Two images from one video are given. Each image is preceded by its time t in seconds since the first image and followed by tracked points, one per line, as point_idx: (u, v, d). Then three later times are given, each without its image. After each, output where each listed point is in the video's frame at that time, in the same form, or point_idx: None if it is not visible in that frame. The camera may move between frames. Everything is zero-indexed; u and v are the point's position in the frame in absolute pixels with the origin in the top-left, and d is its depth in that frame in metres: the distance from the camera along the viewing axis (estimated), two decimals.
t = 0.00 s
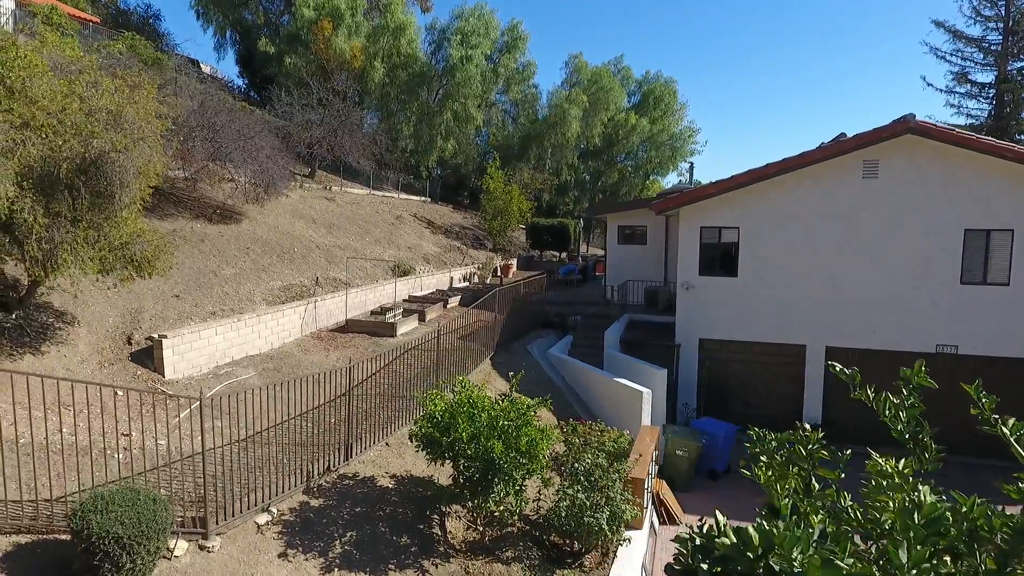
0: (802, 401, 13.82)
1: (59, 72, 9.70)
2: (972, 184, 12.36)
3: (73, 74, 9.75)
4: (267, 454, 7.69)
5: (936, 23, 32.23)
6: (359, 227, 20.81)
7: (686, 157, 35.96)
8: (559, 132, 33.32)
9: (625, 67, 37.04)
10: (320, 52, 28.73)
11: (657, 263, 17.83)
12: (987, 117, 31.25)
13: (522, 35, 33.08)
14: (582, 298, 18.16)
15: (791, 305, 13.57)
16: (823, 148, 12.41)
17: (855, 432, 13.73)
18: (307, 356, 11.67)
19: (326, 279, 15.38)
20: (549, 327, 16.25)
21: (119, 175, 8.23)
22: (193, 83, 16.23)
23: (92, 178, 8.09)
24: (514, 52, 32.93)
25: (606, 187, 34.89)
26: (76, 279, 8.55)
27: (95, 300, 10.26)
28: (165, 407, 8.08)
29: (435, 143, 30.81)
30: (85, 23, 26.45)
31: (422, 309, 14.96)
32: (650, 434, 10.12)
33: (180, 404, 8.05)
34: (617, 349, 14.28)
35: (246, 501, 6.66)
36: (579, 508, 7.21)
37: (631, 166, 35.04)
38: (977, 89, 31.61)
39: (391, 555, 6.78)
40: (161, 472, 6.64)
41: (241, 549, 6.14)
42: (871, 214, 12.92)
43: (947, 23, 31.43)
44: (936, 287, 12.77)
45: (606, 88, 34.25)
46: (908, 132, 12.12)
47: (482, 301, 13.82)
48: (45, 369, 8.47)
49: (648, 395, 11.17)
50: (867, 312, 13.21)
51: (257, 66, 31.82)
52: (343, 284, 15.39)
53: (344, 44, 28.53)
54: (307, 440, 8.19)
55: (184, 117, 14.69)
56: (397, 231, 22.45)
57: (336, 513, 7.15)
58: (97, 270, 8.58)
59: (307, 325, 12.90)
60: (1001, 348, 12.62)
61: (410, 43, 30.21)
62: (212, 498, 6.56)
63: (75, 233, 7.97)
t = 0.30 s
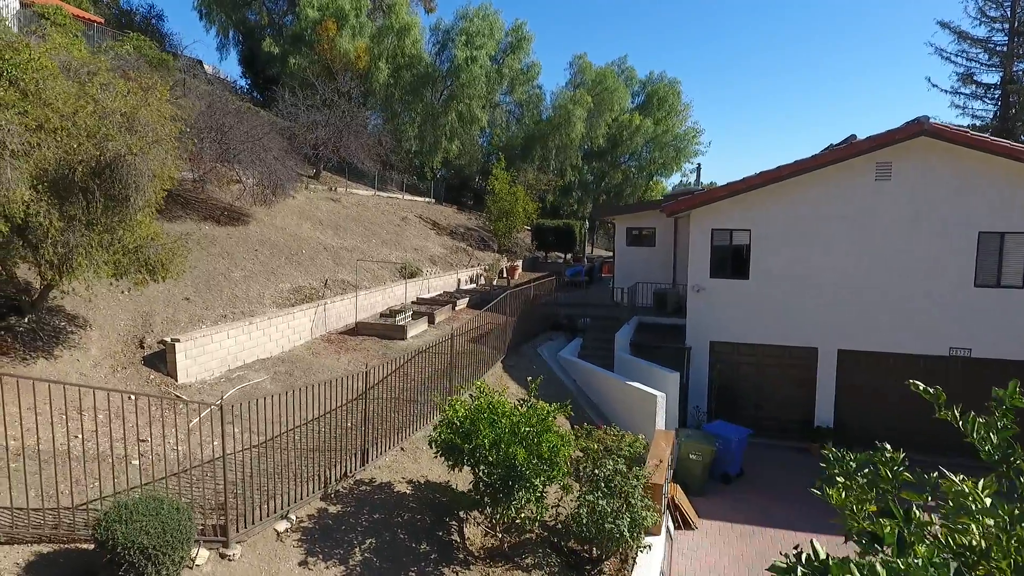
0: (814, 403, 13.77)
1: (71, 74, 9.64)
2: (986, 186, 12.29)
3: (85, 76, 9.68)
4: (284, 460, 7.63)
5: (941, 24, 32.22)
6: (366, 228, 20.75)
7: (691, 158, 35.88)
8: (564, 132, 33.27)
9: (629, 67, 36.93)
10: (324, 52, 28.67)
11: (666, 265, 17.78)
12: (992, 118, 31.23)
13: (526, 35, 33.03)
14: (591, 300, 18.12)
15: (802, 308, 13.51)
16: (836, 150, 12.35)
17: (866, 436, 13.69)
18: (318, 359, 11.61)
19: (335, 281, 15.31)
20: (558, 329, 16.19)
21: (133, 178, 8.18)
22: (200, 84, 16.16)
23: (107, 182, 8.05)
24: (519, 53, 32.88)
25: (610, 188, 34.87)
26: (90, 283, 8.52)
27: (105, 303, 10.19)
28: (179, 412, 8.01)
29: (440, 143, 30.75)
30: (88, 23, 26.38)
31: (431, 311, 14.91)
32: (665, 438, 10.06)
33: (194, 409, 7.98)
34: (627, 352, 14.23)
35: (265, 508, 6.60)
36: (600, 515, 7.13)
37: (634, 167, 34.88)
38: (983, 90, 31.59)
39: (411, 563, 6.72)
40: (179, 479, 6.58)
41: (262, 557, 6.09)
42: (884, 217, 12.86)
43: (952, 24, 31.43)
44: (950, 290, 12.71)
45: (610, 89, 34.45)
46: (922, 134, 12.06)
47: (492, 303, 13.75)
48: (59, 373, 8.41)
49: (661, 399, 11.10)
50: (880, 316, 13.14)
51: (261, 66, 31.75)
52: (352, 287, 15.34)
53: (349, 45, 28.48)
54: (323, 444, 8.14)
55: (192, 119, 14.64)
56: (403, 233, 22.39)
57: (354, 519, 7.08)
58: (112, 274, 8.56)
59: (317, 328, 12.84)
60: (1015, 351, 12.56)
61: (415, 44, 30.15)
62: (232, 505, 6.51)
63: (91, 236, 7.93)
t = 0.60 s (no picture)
0: (825, 406, 13.72)
1: (83, 75, 9.57)
2: (1000, 189, 12.24)
3: (96, 77, 9.60)
4: (302, 464, 7.58)
5: (946, 25, 32.19)
6: (372, 229, 20.69)
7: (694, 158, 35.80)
8: (568, 133, 33.22)
9: (633, 68, 36.91)
10: (329, 53, 28.59)
11: (675, 267, 17.74)
12: (998, 120, 31.17)
13: (531, 36, 32.98)
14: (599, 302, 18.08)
15: (814, 311, 13.45)
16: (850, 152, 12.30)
17: (878, 439, 13.65)
18: (330, 362, 11.55)
19: (343, 283, 15.25)
20: (567, 331, 16.16)
21: (150, 181, 8.14)
22: (207, 85, 16.09)
23: (123, 185, 8.00)
24: (523, 53, 32.83)
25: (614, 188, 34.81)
26: (105, 286, 8.48)
27: (116, 306, 10.12)
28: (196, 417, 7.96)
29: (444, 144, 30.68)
30: (93, 23, 26.30)
31: (440, 314, 14.85)
32: (681, 442, 10.01)
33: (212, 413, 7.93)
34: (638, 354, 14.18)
35: (286, 514, 6.56)
36: (622, 520, 7.08)
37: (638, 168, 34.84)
38: (988, 91, 31.54)
39: (432, 570, 6.66)
40: (199, 485, 6.54)
41: (284, 564, 6.04)
42: (897, 219, 12.81)
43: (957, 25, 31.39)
44: (963, 292, 12.66)
45: (615, 90, 34.44)
46: (936, 136, 12.00)
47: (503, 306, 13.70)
48: (73, 377, 8.36)
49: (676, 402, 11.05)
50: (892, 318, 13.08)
51: (264, 66, 31.65)
52: (361, 289, 15.28)
53: (353, 45, 28.44)
54: (339, 449, 8.08)
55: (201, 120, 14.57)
56: (409, 234, 22.32)
57: (374, 525, 7.02)
58: (127, 277, 8.52)
59: (327, 330, 12.78)
60: None
61: (419, 44, 30.11)
62: (253, 511, 6.46)
63: (107, 239, 7.89)
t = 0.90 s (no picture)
0: (836, 409, 13.68)
1: (96, 79, 9.56)
2: (1013, 190, 12.19)
3: (109, 80, 9.59)
4: (319, 470, 7.55)
5: (950, 26, 32.16)
6: (378, 231, 20.65)
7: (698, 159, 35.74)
8: (572, 134, 33.18)
9: (636, 69, 36.87)
10: (333, 54, 28.57)
11: (682, 269, 17.72)
12: (1003, 120, 31.12)
13: (534, 37, 32.97)
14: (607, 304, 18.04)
15: (825, 313, 13.41)
16: (862, 154, 12.25)
17: (888, 442, 13.62)
18: (341, 365, 11.50)
19: (352, 285, 15.21)
20: (576, 334, 16.14)
21: (165, 184, 8.13)
22: (215, 86, 16.06)
23: (139, 188, 8.00)
24: (526, 54, 32.81)
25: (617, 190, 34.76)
26: (121, 291, 8.47)
27: (128, 309, 10.08)
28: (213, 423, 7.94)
29: (449, 145, 30.67)
30: (98, 25, 26.29)
31: (449, 316, 14.82)
32: (695, 445, 9.97)
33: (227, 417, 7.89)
34: (648, 356, 14.13)
35: (305, 520, 6.52)
36: (642, 526, 7.04)
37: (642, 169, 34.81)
38: (992, 92, 31.50)
39: None
40: (219, 491, 6.50)
41: (304, 571, 6.00)
42: (909, 221, 12.77)
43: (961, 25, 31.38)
44: (975, 295, 12.62)
45: (619, 91, 34.39)
46: (948, 138, 11.96)
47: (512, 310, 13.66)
48: (88, 381, 8.32)
49: (689, 406, 10.99)
50: (904, 321, 13.04)
51: (268, 67, 31.62)
52: (369, 291, 15.25)
53: (357, 46, 28.43)
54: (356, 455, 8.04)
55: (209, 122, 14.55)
56: (415, 235, 22.29)
57: (392, 531, 6.98)
58: (142, 281, 8.50)
59: (337, 333, 12.74)
60: None
61: (423, 45, 30.09)
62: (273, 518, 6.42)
63: (123, 243, 7.87)
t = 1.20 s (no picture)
0: (844, 411, 13.66)
1: (106, 82, 9.55)
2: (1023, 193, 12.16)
3: (119, 83, 9.58)
4: (332, 476, 7.51)
5: (953, 27, 32.19)
6: (382, 232, 20.63)
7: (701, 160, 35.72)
8: (575, 134, 33.16)
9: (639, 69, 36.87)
10: (336, 55, 28.54)
11: (688, 271, 17.70)
12: (1006, 121, 31.13)
13: (537, 38, 32.97)
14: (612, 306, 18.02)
15: (834, 315, 13.38)
16: (872, 156, 12.21)
17: (896, 445, 13.60)
18: (349, 367, 11.47)
19: (358, 287, 15.19)
20: (582, 336, 16.12)
21: (176, 188, 8.10)
22: (220, 88, 16.04)
23: (150, 192, 7.98)
24: (529, 55, 32.80)
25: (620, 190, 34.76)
26: (132, 295, 8.45)
27: (137, 313, 10.05)
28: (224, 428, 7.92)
29: (452, 146, 30.65)
30: (101, 26, 26.26)
31: (455, 318, 14.79)
32: (706, 449, 9.93)
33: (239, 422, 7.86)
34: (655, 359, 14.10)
35: (320, 526, 6.50)
36: (657, 532, 7.02)
37: (645, 169, 34.79)
38: (996, 92, 31.50)
39: None
40: (233, 496, 6.48)
41: None
42: (918, 223, 12.74)
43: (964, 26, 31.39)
44: (984, 298, 12.59)
45: (622, 92, 34.38)
46: (958, 140, 11.93)
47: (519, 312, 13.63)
48: (99, 385, 8.29)
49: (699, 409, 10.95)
50: (913, 323, 13.01)
51: (270, 68, 31.58)
52: (375, 293, 15.23)
53: (360, 47, 28.41)
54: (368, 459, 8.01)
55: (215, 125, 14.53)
56: (419, 237, 22.27)
57: (406, 537, 6.95)
58: (153, 285, 8.47)
59: (344, 335, 12.71)
60: None
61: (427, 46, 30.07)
62: (287, 524, 6.40)
63: (134, 247, 7.85)
